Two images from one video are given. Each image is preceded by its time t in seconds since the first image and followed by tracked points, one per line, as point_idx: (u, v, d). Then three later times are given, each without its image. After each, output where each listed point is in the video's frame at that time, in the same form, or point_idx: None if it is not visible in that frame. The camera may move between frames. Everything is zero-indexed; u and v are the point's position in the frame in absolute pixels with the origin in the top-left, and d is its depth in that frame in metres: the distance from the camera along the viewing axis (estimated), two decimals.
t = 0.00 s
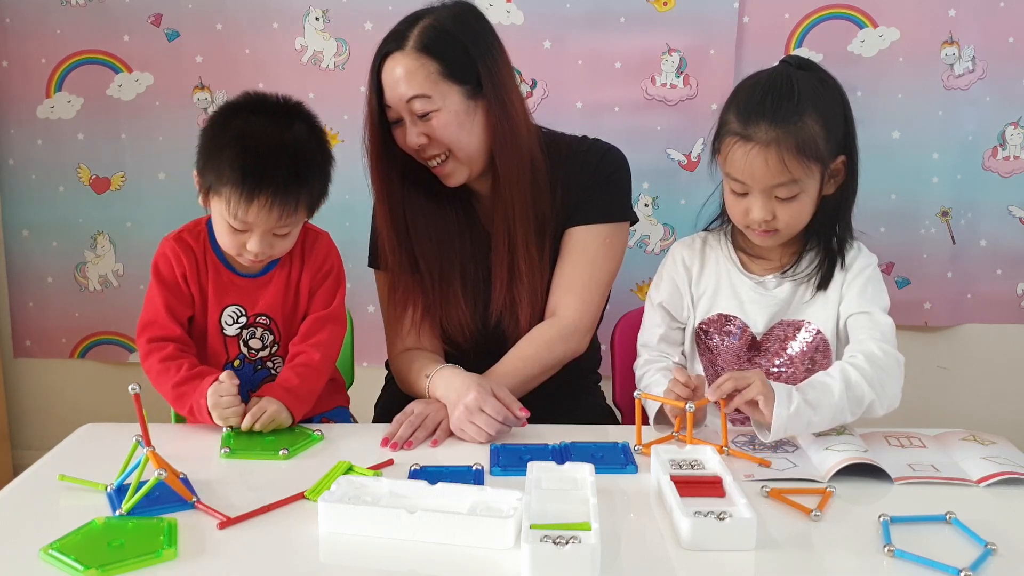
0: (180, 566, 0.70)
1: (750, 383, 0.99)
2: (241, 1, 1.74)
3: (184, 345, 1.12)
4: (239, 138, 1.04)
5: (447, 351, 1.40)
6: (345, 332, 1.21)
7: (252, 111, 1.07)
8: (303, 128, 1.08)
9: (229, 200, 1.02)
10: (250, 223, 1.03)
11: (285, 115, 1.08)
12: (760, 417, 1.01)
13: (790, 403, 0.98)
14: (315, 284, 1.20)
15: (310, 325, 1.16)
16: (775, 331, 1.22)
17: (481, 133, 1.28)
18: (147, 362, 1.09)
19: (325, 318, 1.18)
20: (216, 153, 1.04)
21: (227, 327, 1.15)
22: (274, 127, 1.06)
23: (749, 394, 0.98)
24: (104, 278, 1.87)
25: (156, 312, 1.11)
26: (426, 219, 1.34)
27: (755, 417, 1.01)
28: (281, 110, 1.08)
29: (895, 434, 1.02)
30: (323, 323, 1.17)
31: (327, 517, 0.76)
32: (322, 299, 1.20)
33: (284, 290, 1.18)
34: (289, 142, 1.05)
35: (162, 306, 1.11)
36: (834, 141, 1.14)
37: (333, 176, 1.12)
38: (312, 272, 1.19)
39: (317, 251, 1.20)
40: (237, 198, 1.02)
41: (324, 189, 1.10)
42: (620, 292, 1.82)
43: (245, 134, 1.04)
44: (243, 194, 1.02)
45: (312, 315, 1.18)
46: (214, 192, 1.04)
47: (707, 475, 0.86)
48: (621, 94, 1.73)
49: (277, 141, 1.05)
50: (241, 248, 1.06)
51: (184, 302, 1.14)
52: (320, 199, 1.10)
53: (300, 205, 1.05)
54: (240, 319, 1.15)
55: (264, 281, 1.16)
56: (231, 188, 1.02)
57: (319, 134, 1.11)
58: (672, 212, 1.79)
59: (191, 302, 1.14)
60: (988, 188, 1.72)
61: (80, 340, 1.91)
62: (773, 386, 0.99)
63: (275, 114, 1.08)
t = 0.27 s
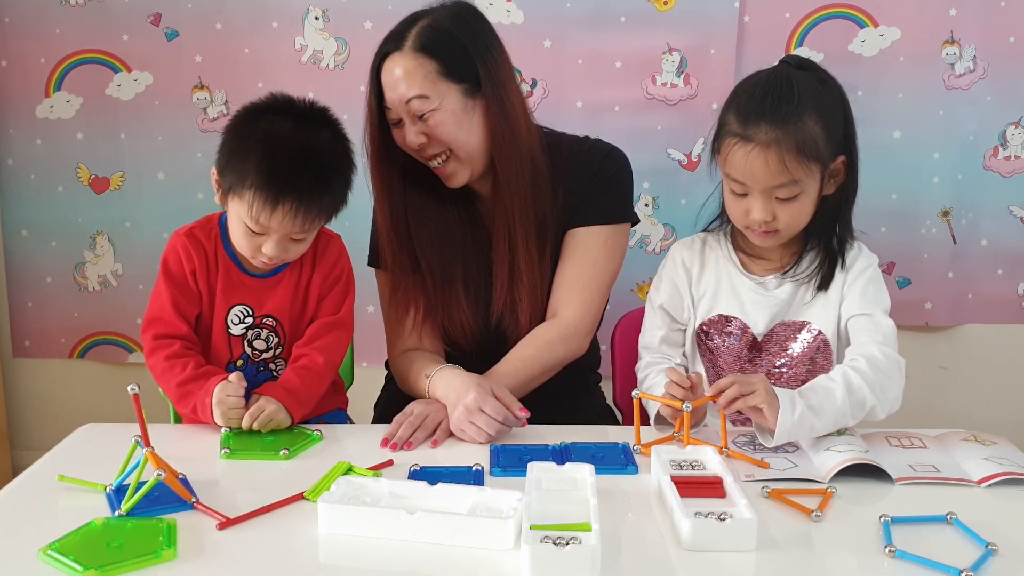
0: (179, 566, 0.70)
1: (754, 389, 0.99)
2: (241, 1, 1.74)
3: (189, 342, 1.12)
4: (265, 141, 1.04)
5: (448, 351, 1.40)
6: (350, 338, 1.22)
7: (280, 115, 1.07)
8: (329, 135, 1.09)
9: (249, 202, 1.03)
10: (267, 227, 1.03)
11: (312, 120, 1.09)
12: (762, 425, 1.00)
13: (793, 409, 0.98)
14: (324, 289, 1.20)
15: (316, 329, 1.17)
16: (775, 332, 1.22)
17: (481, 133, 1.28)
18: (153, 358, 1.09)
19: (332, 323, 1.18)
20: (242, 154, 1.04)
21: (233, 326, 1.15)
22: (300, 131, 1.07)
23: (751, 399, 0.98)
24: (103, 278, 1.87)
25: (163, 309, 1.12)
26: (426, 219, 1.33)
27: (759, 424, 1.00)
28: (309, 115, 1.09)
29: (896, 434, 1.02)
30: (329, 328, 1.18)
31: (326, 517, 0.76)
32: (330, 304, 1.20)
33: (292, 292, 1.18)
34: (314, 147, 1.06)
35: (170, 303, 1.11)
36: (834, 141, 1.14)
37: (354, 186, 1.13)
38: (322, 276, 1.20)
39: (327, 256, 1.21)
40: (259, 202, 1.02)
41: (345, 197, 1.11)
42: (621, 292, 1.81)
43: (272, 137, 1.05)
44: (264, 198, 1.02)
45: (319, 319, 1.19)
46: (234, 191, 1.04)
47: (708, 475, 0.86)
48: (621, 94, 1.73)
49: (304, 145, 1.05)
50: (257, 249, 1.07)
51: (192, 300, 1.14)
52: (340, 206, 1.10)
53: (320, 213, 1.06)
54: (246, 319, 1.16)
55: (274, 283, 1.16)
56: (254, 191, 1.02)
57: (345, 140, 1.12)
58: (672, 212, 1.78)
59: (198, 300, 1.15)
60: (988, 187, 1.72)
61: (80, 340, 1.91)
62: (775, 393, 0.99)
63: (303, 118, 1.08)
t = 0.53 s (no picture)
0: (179, 566, 0.70)
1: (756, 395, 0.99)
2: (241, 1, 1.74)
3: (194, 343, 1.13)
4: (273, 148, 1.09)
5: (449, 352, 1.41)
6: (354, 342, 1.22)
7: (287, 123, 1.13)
8: (333, 143, 1.15)
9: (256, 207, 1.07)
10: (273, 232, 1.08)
11: (318, 130, 1.14)
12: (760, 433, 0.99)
13: (792, 414, 0.98)
14: (330, 292, 1.23)
15: (320, 332, 1.18)
16: (775, 333, 1.22)
17: (484, 134, 1.28)
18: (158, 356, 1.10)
19: (337, 327, 1.19)
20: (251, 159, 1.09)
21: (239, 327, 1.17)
22: (306, 140, 1.12)
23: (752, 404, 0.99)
24: (103, 278, 1.87)
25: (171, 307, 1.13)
26: (429, 220, 1.33)
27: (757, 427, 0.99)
28: (315, 124, 1.15)
29: (896, 434, 1.02)
30: (333, 332, 1.18)
31: (326, 517, 0.76)
32: (335, 307, 1.22)
33: (298, 295, 1.21)
34: (320, 156, 1.12)
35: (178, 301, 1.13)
36: (834, 142, 1.14)
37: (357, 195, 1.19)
38: (328, 279, 1.23)
39: (333, 259, 1.25)
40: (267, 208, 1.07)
41: (349, 205, 1.16)
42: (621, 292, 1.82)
43: (279, 144, 1.10)
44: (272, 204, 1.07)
45: (325, 323, 1.20)
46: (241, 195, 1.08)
47: (708, 475, 0.86)
48: (621, 94, 1.73)
49: (311, 154, 1.11)
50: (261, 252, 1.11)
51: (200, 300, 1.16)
52: (343, 215, 1.16)
53: (324, 221, 1.12)
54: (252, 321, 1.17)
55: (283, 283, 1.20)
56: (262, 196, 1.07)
57: (349, 148, 1.18)
58: (672, 212, 1.78)
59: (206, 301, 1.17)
60: (988, 187, 1.72)
61: (80, 340, 1.91)
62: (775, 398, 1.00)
63: (309, 126, 1.14)
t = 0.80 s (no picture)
0: (179, 566, 0.70)
1: (761, 398, 0.99)
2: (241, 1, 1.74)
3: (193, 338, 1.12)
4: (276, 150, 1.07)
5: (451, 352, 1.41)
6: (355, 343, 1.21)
7: (291, 122, 1.10)
8: (337, 144, 1.13)
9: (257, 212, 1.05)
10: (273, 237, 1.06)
11: (322, 129, 1.12)
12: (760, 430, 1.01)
13: (794, 409, 0.99)
14: (331, 291, 1.21)
15: (321, 332, 1.17)
16: (775, 332, 1.22)
17: (488, 135, 1.28)
18: (156, 351, 1.09)
19: (337, 327, 1.18)
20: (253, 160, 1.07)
21: (240, 324, 1.15)
22: (309, 141, 1.10)
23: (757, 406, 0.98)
24: (103, 278, 1.87)
25: (170, 302, 1.12)
26: (435, 220, 1.33)
27: (757, 422, 1.00)
28: (319, 123, 1.12)
29: (896, 434, 1.02)
30: (334, 332, 1.18)
31: (326, 517, 0.76)
32: (337, 307, 1.21)
33: (300, 294, 1.19)
34: (323, 159, 1.10)
35: (177, 297, 1.12)
36: (835, 143, 1.14)
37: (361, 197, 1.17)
38: (330, 278, 1.21)
39: (336, 257, 1.22)
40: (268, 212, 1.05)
41: (352, 209, 1.14)
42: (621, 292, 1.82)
43: (282, 147, 1.08)
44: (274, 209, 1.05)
45: (325, 323, 1.20)
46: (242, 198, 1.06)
47: (708, 475, 0.86)
48: (621, 94, 1.73)
49: (314, 156, 1.09)
50: (260, 256, 1.09)
51: (199, 295, 1.14)
52: (346, 218, 1.14)
53: (326, 225, 1.10)
54: (253, 319, 1.16)
55: (284, 282, 1.17)
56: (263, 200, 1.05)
57: (354, 149, 1.15)
58: (672, 212, 1.78)
59: (206, 296, 1.15)
60: (988, 187, 1.72)
61: (80, 340, 1.91)
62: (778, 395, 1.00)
63: (313, 126, 1.11)
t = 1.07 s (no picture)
0: (179, 566, 0.70)
1: (764, 398, 0.98)
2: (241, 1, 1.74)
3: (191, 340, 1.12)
4: (285, 144, 1.11)
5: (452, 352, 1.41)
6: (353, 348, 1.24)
7: (300, 123, 1.15)
8: (346, 144, 1.16)
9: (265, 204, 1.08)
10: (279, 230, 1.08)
11: (330, 129, 1.16)
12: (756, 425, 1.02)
13: (794, 406, 0.99)
14: (332, 298, 1.24)
15: (321, 336, 1.20)
16: (774, 331, 1.22)
17: (492, 135, 1.28)
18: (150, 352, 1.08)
19: (337, 333, 1.21)
20: (263, 154, 1.11)
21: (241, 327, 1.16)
22: (317, 138, 1.13)
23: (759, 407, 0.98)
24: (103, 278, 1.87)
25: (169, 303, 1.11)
26: (437, 220, 1.33)
27: (756, 419, 1.01)
28: (328, 124, 1.16)
29: (896, 434, 1.02)
30: (334, 337, 1.20)
31: (326, 517, 0.76)
32: (338, 313, 1.24)
33: (302, 299, 1.22)
34: (330, 153, 1.13)
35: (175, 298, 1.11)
36: (835, 143, 1.14)
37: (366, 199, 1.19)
38: (332, 284, 1.24)
39: (338, 264, 1.25)
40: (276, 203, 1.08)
41: (358, 208, 1.17)
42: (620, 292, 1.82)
43: (290, 141, 1.12)
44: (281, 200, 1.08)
45: (325, 328, 1.22)
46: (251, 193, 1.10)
47: (708, 475, 0.86)
48: (621, 94, 1.73)
49: (322, 151, 1.13)
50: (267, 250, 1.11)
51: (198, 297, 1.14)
52: (352, 216, 1.16)
53: (332, 220, 1.12)
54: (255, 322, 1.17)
55: (288, 286, 1.20)
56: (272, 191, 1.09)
57: (361, 151, 1.19)
58: (672, 212, 1.78)
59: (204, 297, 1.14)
60: (988, 187, 1.72)
61: (80, 340, 1.91)
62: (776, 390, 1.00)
63: (322, 126, 1.16)
